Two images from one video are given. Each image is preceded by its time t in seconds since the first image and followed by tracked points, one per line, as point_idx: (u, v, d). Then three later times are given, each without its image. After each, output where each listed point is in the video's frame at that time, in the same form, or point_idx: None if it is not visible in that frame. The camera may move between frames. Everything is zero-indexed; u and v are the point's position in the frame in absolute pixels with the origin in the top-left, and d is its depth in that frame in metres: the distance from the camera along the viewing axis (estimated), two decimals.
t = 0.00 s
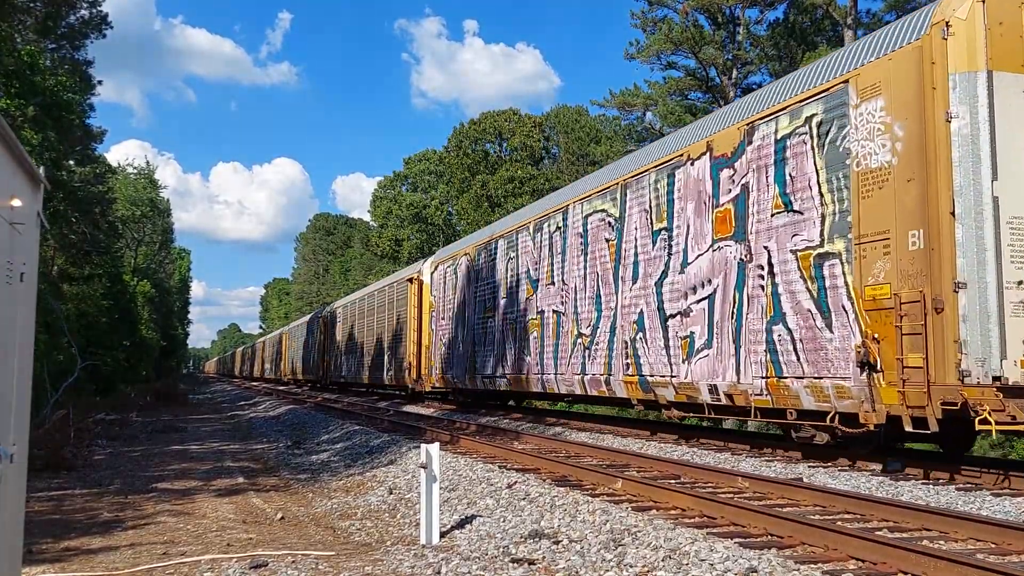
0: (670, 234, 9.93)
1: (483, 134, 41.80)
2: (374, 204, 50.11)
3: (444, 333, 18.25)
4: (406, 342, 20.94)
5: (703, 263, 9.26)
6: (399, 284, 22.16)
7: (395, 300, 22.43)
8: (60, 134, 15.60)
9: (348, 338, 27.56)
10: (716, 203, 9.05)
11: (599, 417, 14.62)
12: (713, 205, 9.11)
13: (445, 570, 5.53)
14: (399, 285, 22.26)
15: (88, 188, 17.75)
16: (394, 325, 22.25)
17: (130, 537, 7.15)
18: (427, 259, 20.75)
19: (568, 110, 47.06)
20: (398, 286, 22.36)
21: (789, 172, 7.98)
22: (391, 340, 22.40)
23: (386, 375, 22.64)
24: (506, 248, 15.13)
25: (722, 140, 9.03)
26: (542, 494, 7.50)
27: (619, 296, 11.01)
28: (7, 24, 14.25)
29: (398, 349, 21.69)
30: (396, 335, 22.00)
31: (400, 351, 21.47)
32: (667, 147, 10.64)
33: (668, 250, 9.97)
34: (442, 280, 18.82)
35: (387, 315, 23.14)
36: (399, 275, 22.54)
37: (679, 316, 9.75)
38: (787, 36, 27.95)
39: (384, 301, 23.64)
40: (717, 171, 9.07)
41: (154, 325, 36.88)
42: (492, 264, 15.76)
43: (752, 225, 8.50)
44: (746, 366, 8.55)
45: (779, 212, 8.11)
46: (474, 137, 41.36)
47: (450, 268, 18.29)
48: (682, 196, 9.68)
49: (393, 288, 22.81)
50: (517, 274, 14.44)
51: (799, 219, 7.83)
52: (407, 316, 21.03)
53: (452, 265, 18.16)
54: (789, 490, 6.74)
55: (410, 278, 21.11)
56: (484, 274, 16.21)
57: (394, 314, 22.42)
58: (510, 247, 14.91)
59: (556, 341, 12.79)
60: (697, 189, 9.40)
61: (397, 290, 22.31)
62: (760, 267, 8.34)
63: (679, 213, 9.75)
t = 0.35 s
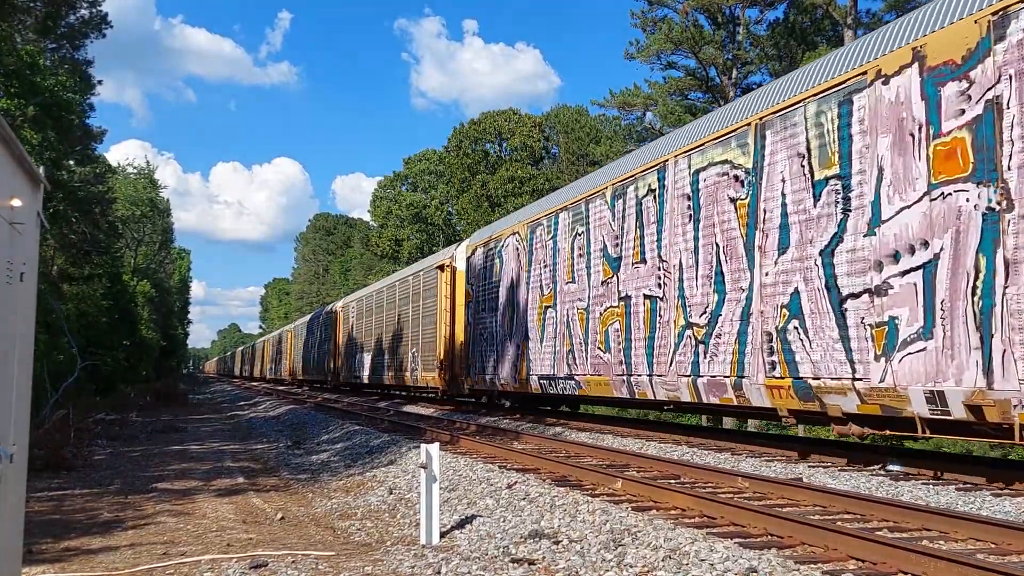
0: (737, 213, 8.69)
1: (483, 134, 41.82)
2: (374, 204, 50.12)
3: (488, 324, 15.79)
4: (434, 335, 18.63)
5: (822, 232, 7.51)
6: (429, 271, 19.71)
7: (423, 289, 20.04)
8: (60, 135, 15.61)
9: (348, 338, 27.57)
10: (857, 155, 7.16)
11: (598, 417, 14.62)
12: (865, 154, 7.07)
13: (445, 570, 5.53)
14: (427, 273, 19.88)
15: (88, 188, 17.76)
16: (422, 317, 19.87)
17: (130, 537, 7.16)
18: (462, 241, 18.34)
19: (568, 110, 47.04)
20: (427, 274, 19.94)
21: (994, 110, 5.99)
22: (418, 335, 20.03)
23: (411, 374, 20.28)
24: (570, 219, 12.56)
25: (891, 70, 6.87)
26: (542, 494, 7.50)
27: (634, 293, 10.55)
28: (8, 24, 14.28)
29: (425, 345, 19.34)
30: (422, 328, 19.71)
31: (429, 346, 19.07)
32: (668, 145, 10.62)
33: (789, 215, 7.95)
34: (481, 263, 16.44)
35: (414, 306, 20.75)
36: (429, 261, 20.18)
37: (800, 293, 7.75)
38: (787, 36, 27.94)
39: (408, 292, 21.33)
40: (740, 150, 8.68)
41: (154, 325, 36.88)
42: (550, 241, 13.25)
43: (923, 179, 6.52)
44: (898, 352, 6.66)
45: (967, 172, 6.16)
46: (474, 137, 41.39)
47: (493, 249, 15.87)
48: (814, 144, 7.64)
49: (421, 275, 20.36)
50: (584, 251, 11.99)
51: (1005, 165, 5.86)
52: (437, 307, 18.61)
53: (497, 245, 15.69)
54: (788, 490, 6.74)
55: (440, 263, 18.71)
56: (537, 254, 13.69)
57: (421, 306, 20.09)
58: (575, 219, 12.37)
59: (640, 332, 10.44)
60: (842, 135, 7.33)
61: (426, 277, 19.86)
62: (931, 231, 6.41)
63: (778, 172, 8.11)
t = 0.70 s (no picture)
0: (745, 210, 8.51)
1: (483, 134, 41.83)
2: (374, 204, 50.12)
3: (547, 313, 13.24)
4: (477, 328, 16.22)
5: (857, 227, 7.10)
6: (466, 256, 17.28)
7: (460, 274, 17.59)
8: (60, 135, 15.62)
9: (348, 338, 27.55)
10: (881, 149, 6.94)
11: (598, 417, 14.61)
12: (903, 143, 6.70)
13: (445, 570, 5.53)
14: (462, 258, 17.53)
15: (88, 188, 17.76)
16: (459, 309, 17.46)
17: (130, 537, 7.16)
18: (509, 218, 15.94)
19: (568, 110, 47.02)
20: (462, 259, 17.54)
21: None
22: (454, 328, 17.62)
23: (446, 374, 17.93)
24: (667, 179, 9.92)
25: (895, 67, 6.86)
26: (542, 494, 7.50)
27: (654, 289, 10.04)
28: (8, 25, 14.30)
29: (462, 341, 17.02)
30: (459, 320, 17.36)
31: (469, 341, 16.66)
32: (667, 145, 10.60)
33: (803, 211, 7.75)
34: (726, 173, 8.83)
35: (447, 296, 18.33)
36: (465, 244, 17.79)
37: (835, 293, 7.31)
38: (787, 36, 27.97)
39: (440, 281, 18.91)
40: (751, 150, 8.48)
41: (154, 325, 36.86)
42: (633, 210, 10.63)
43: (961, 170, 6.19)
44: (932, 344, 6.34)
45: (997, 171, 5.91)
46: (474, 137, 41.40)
47: (548, 227, 13.33)
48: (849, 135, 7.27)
49: (457, 261, 17.90)
50: (692, 218, 9.37)
51: None
52: (481, 294, 16.14)
53: (554, 221, 13.13)
54: (788, 490, 6.74)
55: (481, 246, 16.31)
56: (614, 228, 11.13)
57: (456, 295, 17.71)
58: (677, 181, 9.73)
59: (704, 325, 9.07)
60: (868, 127, 7.06)
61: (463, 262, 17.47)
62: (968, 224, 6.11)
63: (801, 167, 7.82)
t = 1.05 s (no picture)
0: (746, 213, 8.57)
1: (484, 134, 41.86)
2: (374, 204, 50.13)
3: (638, 300, 10.55)
4: (535, 320, 13.62)
5: (842, 237, 7.30)
6: (518, 234, 14.69)
7: (510, 257, 15.00)
8: (60, 135, 15.63)
9: (348, 338, 27.55)
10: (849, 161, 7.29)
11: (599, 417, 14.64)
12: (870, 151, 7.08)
13: (445, 570, 5.53)
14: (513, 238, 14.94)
15: (88, 188, 17.78)
16: (509, 298, 14.84)
17: (130, 537, 7.16)
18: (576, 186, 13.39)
19: (568, 110, 47.02)
20: (512, 239, 14.96)
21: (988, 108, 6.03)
22: (503, 321, 15.04)
23: (492, 375, 15.40)
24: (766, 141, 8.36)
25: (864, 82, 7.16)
26: (542, 494, 7.50)
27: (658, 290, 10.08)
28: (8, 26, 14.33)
29: (515, 337, 14.45)
30: (510, 311, 14.76)
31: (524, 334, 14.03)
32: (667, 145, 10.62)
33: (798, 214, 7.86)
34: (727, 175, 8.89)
35: (493, 284, 15.74)
36: (517, 222, 15.24)
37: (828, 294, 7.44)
38: (787, 36, 28.01)
39: (484, 266, 16.30)
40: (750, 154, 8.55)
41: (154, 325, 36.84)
42: (721, 179, 9.00)
43: (918, 178, 6.54)
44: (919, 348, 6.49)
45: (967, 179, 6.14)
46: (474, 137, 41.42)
47: (637, 190, 10.72)
48: (824, 136, 7.58)
49: (505, 242, 15.30)
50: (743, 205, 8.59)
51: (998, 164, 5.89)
52: (541, 279, 13.56)
53: (646, 181, 10.55)
54: (788, 490, 6.75)
55: (538, 223, 13.76)
56: (745, 184, 8.61)
57: (505, 282, 15.13)
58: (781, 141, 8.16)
59: (757, 321, 8.33)
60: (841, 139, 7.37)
61: (513, 241, 14.89)
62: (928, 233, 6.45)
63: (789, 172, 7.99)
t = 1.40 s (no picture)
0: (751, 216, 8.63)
1: (484, 134, 41.88)
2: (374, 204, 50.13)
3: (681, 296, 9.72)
4: (621, 307, 10.96)
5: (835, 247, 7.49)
6: (593, 201, 11.91)
7: (582, 231, 12.17)
8: (60, 135, 15.65)
9: (348, 338, 27.53)
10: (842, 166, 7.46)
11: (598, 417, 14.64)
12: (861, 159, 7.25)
13: (445, 570, 5.53)
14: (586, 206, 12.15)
15: (88, 188, 17.79)
16: (583, 281, 12.10)
17: (130, 537, 7.16)
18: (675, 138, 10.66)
19: (568, 110, 47.02)
20: (586, 208, 12.15)
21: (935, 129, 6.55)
22: (576, 309, 12.29)
23: (559, 377, 12.74)
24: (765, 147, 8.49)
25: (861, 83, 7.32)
26: (542, 494, 7.49)
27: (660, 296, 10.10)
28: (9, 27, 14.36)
29: (590, 329, 11.77)
30: (584, 297, 12.05)
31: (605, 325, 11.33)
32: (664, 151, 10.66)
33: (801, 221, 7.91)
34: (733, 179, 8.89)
35: (559, 265, 12.95)
36: (589, 187, 12.49)
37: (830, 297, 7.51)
38: (787, 36, 28.04)
39: (547, 244, 13.41)
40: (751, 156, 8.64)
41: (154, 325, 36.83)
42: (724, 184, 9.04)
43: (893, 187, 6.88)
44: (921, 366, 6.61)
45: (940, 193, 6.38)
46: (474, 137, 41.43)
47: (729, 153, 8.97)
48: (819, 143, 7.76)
49: (576, 212, 12.46)
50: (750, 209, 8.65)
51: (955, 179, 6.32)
52: (629, 255, 10.84)
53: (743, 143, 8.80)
54: (788, 490, 6.75)
55: (622, 185, 11.03)
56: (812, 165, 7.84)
57: (575, 261, 12.35)
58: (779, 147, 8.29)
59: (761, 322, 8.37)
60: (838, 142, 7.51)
61: (586, 210, 12.08)
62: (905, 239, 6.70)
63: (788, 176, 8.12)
